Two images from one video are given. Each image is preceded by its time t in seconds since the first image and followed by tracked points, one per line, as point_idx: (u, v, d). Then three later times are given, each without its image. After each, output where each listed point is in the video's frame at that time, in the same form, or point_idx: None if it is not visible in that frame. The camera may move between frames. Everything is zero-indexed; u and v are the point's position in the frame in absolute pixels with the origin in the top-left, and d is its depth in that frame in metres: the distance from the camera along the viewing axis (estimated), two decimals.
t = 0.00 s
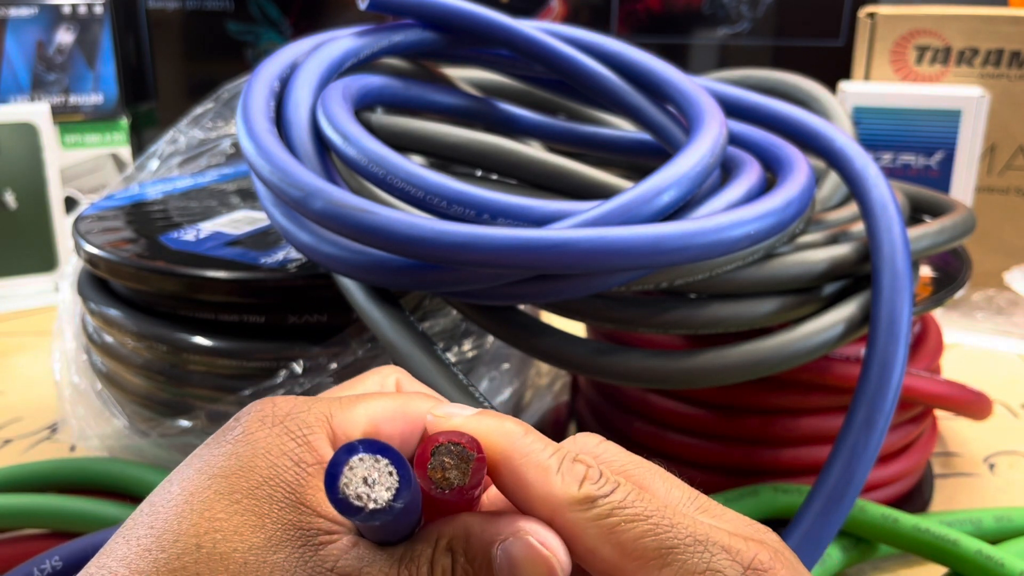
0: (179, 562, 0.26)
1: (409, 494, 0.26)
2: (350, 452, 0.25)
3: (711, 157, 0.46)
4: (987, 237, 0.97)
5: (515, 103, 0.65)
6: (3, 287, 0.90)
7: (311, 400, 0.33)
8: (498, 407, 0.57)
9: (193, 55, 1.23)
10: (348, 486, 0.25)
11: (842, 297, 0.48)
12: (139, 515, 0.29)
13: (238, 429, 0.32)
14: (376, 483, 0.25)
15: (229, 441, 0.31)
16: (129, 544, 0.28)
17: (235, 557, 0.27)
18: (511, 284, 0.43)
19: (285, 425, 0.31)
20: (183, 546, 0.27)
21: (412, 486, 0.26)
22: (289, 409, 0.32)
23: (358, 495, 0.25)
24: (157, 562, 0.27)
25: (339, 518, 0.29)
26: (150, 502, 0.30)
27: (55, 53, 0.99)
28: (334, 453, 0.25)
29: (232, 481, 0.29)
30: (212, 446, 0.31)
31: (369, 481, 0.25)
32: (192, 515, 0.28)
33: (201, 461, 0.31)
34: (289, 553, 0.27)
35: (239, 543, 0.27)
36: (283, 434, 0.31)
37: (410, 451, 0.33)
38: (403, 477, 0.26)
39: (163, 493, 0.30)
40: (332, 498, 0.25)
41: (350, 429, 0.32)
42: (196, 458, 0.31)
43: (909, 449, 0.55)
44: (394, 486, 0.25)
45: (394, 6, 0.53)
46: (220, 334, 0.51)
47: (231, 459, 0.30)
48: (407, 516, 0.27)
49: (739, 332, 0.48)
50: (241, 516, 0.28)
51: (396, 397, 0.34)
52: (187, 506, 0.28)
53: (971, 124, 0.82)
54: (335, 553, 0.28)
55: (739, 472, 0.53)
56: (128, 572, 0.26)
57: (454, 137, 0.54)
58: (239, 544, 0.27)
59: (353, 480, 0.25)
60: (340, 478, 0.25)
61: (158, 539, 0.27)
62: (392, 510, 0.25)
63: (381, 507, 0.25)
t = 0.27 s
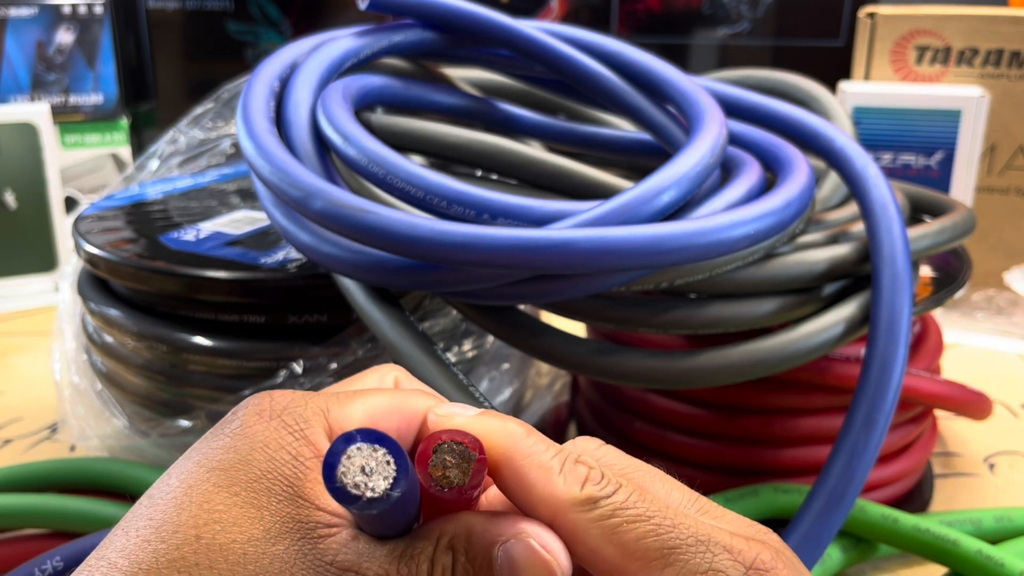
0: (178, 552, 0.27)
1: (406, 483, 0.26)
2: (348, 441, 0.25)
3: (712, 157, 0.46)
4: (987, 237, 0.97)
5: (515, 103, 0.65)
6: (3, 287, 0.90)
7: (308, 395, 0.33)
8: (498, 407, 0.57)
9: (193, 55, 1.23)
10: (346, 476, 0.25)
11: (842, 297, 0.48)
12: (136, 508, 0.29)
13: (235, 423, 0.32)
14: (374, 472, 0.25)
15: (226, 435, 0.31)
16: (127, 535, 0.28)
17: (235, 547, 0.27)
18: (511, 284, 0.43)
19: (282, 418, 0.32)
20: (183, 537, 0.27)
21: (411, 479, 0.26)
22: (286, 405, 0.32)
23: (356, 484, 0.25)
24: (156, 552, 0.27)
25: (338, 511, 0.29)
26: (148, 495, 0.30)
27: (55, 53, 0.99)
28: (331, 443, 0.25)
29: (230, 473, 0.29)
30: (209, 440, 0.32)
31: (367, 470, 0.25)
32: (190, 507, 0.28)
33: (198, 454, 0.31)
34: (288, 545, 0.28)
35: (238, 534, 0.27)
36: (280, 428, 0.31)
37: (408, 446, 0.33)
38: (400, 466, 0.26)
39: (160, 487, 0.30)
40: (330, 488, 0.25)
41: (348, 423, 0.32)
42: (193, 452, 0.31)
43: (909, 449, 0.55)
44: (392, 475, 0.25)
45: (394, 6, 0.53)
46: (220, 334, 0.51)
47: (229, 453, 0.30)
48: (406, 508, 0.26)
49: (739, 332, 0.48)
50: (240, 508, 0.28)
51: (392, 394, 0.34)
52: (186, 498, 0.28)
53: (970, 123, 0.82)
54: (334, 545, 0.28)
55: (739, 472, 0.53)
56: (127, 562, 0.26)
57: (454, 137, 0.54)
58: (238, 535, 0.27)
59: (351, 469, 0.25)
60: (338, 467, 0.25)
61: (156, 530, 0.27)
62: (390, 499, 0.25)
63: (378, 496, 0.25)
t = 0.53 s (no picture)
0: (180, 551, 0.26)
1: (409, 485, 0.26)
2: (351, 442, 0.25)
3: (711, 157, 0.46)
4: (987, 237, 0.97)
5: (515, 103, 0.65)
6: (3, 287, 0.90)
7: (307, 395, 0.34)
8: (498, 407, 0.57)
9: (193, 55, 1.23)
10: (348, 477, 0.25)
11: (842, 297, 0.48)
12: (137, 508, 0.29)
13: (236, 423, 0.32)
14: (376, 473, 0.25)
15: (227, 435, 0.31)
16: (129, 534, 0.28)
17: (237, 547, 0.27)
18: (511, 285, 0.43)
19: (283, 418, 0.32)
20: (185, 536, 0.27)
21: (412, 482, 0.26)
22: (286, 405, 0.32)
23: (358, 486, 0.25)
24: (158, 551, 0.27)
25: (340, 511, 0.29)
26: (149, 494, 0.30)
27: (55, 53, 0.99)
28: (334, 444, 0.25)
29: (232, 473, 0.29)
30: (210, 440, 0.32)
31: (369, 472, 0.25)
32: (192, 506, 0.28)
33: (199, 454, 0.31)
34: (291, 545, 0.28)
35: (240, 534, 0.27)
36: (281, 428, 0.31)
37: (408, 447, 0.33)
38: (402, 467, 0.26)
39: (161, 486, 0.30)
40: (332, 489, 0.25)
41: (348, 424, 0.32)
42: (194, 452, 0.31)
43: (909, 449, 0.55)
44: (393, 476, 0.25)
45: (394, 6, 0.53)
46: (220, 334, 0.51)
47: (231, 453, 0.30)
48: (408, 509, 0.26)
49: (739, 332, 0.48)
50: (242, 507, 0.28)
51: (392, 394, 0.34)
52: (188, 498, 0.28)
53: (970, 124, 0.82)
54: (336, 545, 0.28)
55: (739, 472, 0.52)
56: (129, 561, 0.26)
57: (454, 137, 0.54)
58: (240, 535, 0.27)
59: (353, 471, 0.25)
60: (340, 469, 0.25)
61: (157, 529, 0.27)
62: (392, 500, 0.25)
63: (380, 497, 0.25)
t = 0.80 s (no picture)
0: (182, 550, 0.27)
1: (412, 482, 0.26)
2: (354, 439, 0.25)
3: (711, 157, 0.46)
4: (987, 237, 0.97)
5: (515, 103, 0.65)
6: (3, 287, 0.90)
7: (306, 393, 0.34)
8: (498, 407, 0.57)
9: (193, 55, 1.23)
10: (351, 473, 0.25)
11: (842, 297, 0.48)
12: (138, 507, 0.29)
13: (235, 421, 0.32)
14: (379, 470, 0.25)
15: (226, 433, 0.31)
16: (130, 533, 0.28)
17: (239, 547, 0.27)
18: (511, 285, 0.43)
19: (282, 417, 0.32)
20: (187, 536, 0.27)
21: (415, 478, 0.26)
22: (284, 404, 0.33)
23: (361, 482, 0.25)
24: (160, 551, 0.27)
25: (341, 509, 0.29)
26: (150, 492, 0.30)
27: (55, 53, 0.99)
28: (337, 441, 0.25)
29: (232, 471, 0.29)
30: (210, 437, 0.32)
31: (372, 467, 0.25)
32: (193, 505, 0.28)
33: (198, 452, 0.31)
34: (293, 544, 0.28)
35: (242, 533, 0.27)
36: (280, 427, 0.31)
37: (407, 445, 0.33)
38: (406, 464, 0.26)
39: (162, 485, 0.30)
40: (335, 485, 0.25)
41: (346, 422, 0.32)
42: (193, 450, 0.31)
43: (909, 449, 0.55)
44: (396, 473, 0.25)
45: (394, 6, 0.53)
46: (220, 334, 0.51)
47: (230, 452, 0.30)
48: (410, 506, 0.26)
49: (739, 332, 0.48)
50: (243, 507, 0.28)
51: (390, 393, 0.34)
52: (188, 497, 0.28)
53: (970, 123, 0.82)
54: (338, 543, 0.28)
55: (739, 473, 0.52)
56: (131, 561, 0.26)
57: (454, 137, 0.54)
58: (242, 534, 0.27)
59: (356, 467, 0.25)
60: (344, 464, 0.25)
61: (158, 529, 0.27)
62: (395, 497, 0.25)
63: (383, 493, 0.25)
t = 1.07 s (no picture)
0: (187, 552, 0.27)
1: (419, 482, 0.26)
2: (363, 438, 0.26)
3: (712, 157, 0.46)
4: (987, 237, 0.97)
5: (515, 103, 0.65)
6: (3, 287, 0.90)
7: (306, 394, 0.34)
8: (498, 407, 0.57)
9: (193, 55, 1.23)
10: (360, 472, 0.25)
11: (842, 298, 0.48)
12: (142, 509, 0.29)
13: (237, 421, 0.32)
14: (387, 468, 0.25)
15: (229, 435, 0.31)
16: (135, 535, 0.28)
17: (245, 549, 0.27)
18: (511, 285, 0.43)
19: (283, 419, 0.32)
20: (193, 538, 0.27)
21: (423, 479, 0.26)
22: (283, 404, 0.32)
23: (369, 479, 0.25)
24: (166, 553, 0.27)
25: (345, 511, 0.28)
26: (154, 494, 0.30)
27: (55, 53, 0.99)
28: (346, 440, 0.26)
29: (236, 473, 0.29)
30: (212, 439, 0.31)
31: (380, 466, 0.25)
32: (198, 507, 0.28)
33: (201, 454, 0.31)
34: (299, 546, 0.27)
35: (248, 535, 0.27)
36: (283, 429, 0.31)
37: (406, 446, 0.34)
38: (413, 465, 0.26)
39: (166, 487, 0.30)
40: (344, 483, 0.25)
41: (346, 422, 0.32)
42: (196, 451, 0.31)
43: (909, 449, 0.55)
44: (404, 471, 0.26)
45: (394, 6, 0.53)
46: (220, 334, 0.51)
47: (234, 454, 0.30)
48: (415, 507, 0.26)
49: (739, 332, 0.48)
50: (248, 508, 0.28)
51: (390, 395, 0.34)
52: (193, 499, 0.28)
53: (970, 123, 0.82)
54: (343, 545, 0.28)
55: (739, 473, 0.52)
56: (137, 563, 0.26)
57: (454, 137, 0.54)
58: (248, 536, 0.27)
59: (364, 466, 0.25)
60: (353, 463, 0.25)
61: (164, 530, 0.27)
62: (403, 495, 0.25)
63: (391, 491, 0.25)
